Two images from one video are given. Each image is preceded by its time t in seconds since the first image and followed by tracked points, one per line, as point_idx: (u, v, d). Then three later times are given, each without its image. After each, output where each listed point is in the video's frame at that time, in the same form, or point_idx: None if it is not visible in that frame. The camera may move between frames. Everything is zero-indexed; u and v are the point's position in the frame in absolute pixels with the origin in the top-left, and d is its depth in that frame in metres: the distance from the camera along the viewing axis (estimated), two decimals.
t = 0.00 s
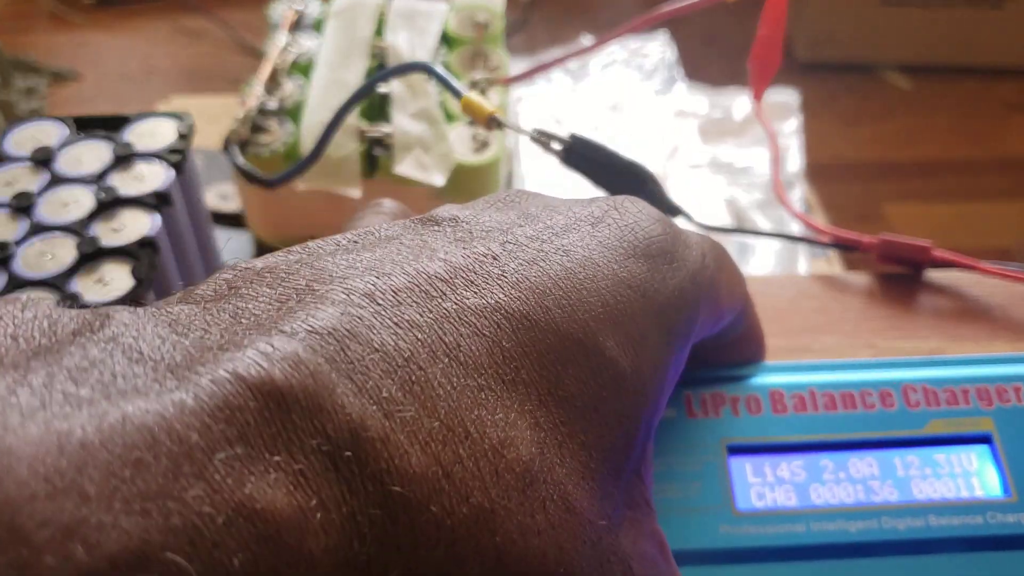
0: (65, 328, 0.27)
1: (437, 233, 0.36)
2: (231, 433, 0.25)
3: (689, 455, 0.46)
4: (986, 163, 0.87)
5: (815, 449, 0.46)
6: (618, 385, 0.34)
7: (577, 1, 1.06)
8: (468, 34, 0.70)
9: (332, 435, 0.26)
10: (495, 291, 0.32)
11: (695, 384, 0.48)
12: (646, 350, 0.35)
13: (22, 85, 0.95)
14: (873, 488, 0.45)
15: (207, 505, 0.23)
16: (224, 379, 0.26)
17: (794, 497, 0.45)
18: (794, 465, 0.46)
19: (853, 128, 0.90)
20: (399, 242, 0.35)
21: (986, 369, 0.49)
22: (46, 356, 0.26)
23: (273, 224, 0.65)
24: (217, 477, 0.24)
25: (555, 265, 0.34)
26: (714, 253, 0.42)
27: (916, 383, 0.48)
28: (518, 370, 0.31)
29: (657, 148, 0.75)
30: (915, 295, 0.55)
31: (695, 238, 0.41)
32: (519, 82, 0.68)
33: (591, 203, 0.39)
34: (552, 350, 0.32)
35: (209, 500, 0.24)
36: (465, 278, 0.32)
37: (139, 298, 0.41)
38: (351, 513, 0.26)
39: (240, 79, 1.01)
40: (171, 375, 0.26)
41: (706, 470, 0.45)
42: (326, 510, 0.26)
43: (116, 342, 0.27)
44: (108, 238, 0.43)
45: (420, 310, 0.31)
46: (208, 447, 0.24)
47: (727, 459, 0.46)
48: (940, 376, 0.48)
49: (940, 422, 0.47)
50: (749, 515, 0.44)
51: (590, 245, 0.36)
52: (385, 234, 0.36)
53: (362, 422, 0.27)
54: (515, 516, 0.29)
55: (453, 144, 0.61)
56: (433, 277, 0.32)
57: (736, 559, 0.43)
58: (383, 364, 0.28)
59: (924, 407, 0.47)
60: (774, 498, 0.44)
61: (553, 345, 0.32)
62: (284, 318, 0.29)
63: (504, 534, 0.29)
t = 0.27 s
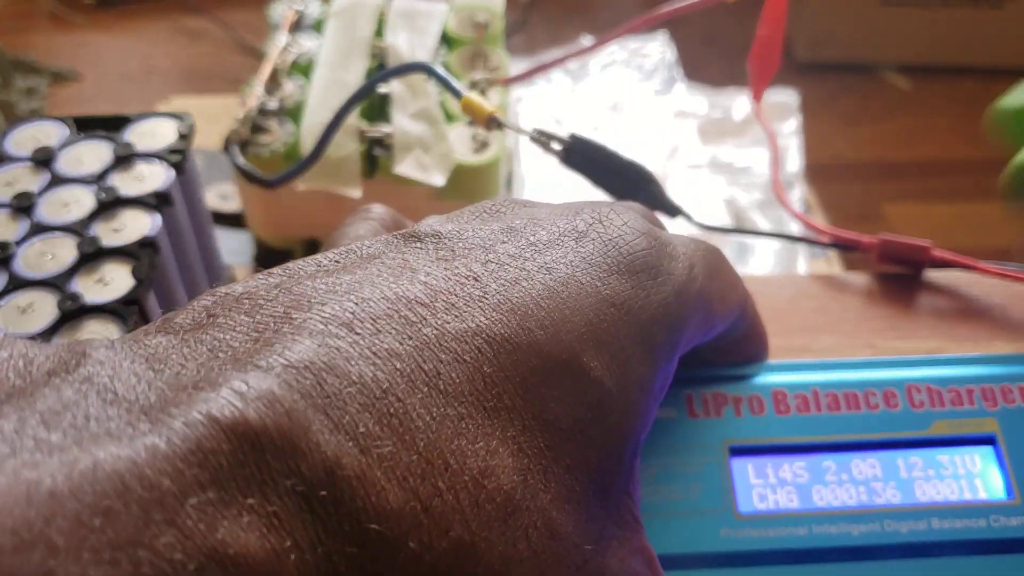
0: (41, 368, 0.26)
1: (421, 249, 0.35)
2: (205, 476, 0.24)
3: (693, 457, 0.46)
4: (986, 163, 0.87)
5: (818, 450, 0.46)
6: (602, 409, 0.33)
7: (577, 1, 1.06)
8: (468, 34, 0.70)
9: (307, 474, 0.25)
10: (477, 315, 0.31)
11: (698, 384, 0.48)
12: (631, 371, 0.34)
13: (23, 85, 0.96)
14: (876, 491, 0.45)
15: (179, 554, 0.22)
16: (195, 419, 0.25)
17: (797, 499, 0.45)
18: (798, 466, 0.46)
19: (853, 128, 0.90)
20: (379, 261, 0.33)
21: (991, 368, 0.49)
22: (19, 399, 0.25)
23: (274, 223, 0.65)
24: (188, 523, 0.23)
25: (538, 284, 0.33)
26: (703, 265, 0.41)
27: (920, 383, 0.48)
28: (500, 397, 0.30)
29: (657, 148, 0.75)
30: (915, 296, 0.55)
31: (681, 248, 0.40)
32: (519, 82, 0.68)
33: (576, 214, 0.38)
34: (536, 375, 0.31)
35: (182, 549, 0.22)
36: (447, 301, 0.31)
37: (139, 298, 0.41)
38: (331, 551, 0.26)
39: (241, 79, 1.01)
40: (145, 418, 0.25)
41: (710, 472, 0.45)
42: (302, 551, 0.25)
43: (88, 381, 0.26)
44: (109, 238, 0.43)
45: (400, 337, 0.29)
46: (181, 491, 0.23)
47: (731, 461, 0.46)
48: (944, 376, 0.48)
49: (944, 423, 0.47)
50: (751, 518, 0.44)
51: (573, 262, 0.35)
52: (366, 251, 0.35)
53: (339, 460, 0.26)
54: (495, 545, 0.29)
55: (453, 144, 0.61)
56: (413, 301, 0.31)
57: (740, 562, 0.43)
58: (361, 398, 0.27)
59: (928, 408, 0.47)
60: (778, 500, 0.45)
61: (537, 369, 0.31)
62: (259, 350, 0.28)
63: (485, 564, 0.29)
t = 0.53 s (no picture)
0: (31, 400, 0.26)
1: (416, 261, 0.33)
2: (190, 517, 0.23)
3: (693, 461, 0.43)
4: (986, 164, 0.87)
5: (824, 453, 0.43)
6: (602, 427, 0.31)
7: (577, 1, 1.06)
8: (468, 34, 0.70)
9: (296, 512, 0.25)
10: (473, 334, 0.29)
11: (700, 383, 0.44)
12: (635, 389, 0.33)
13: (24, 85, 0.96)
14: (883, 497, 0.42)
15: None
16: (183, 458, 0.24)
17: (801, 505, 0.42)
18: (802, 470, 0.43)
19: (854, 129, 0.90)
20: (375, 273, 0.32)
21: (1004, 369, 0.45)
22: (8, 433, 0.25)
23: (274, 223, 0.65)
24: (174, 568, 0.22)
25: (537, 298, 0.31)
26: (709, 269, 0.39)
27: (929, 384, 0.45)
28: (497, 422, 0.29)
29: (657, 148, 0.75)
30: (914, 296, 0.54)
31: (687, 252, 0.38)
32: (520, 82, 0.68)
33: (579, 219, 0.36)
34: (533, 398, 0.30)
35: None
36: (443, 320, 0.30)
37: (139, 297, 0.41)
38: None
39: (241, 80, 1.01)
40: (133, 455, 0.24)
41: (711, 477, 0.42)
42: None
43: (77, 413, 0.25)
44: (109, 238, 0.43)
45: (393, 362, 0.28)
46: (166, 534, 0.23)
47: (733, 465, 0.43)
48: (956, 376, 0.45)
49: (954, 426, 0.44)
50: (756, 525, 0.41)
51: (575, 272, 0.33)
52: (361, 260, 0.33)
53: (327, 498, 0.25)
54: None
55: (453, 144, 0.61)
56: (406, 321, 0.29)
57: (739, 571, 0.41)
58: (351, 430, 0.26)
59: (938, 411, 0.44)
60: (780, 506, 0.42)
61: (536, 391, 0.30)
62: (248, 379, 0.27)
63: None
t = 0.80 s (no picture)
0: (12, 456, 0.24)
1: (406, 286, 0.32)
2: None
3: (696, 465, 0.41)
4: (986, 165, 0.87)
5: (832, 459, 0.41)
6: (594, 460, 0.31)
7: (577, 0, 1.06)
8: (468, 34, 0.70)
9: (281, 568, 0.24)
10: (463, 369, 0.29)
11: (705, 385, 0.42)
12: (626, 417, 0.32)
13: (23, 84, 0.96)
14: (889, 504, 0.40)
15: None
16: (166, 517, 0.23)
17: (806, 513, 0.40)
18: (808, 476, 0.41)
19: (853, 129, 0.90)
20: (363, 302, 0.31)
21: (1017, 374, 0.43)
22: None
23: (274, 222, 0.65)
24: None
25: (530, 328, 0.31)
26: (706, 280, 0.38)
27: (941, 389, 0.43)
28: (486, 460, 0.29)
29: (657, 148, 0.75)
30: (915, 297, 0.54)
31: (684, 266, 0.37)
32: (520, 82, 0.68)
33: (573, 236, 0.35)
34: (524, 434, 0.29)
35: None
36: (434, 354, 0.29)
37: (139, 297, 0.41)
38: None
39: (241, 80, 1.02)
40: (115, 513, 0.23)
41: (715, 482, 0.41)
42: None
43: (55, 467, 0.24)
44: (109, 238, 0.43)
45: (381, 403, 0.27)
46: None
47: (737, 471, 0.41)
48: (968, 381, 0.43)
49: (965, 433, 0.42)
50: (761, 532, 0.40)
51: (569, 299, 0.33)
52: (350, 284, 0.33)
53: (314, 551, 0.25)
54: None
55: (453, 144, 0.61)
56: (395, 356, 0.29)
57: None
58: (339, 477, 0.26)
59: (948, 417, 0.42)
60: (784, 513, 0.40)
61: (526, 428, 0.30)
62: (233, 423, 0.26)
63: None
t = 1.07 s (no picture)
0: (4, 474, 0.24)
1: (402, 303, 0.33)
2: None
3: (696, 464, 0.41)
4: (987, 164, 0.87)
5: (830, 458, 0.41)
6: (591, 472, 0.31)
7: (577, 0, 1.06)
8: (468, 34, 0.70)
9: None
10: (460, 383, 0.29)
11: (705, 385, 0.42)
12: (624, 429, 0.32)
13: (23, 85, 0.96)
14: (887, 502, 0.40)
15: None
16: (160, 534, 0.22)
17: (804, 511, 0.40)
18: (806, 475, 0.41)
19: (854, 129, 0.90)
20: (359, 317, 0.31)
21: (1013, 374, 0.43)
22: None
23: (274, 222, 0.65)
24: None
25: (526, 341, 0.31)
26: (702, 292, 0.38)
27: (938, 388, 0.43)
28: (485, 473, 0.29)
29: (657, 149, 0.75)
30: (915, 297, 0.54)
31: (680, 278, 0.38)
32: (520, 82, 0.68)
33: (566, 251, 0.36)
34: (522, 446, 0.30)
35: None
36: (431, 368, 0.29)
37: (139, 297, 0.41)
38: None
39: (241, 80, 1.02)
40: (110, 532, 0.22)
41: (714, 481, 0.41)
42: None
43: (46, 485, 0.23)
44: (109, 238, 0.43)
45: (378, 417, 0.27)
46: None
47: (736, 469, 0.41)
48: (965, 380, 0.43)
49: (963, 432, 0.42)
50: (760, 530, 0.40)
51: (565, 313, 0.33)
52: (347, 301, 0.33)
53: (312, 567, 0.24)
54: None
55: (453, 143, 0.61)
56: (392, 371, 0.29)
57: None
58: (336, 492, 0.25)
59: (946, 416, 0.42)
60: (783, 511, 0.40)
61: (523, 440, 0.30)
62: (231, 440, 0.26)
63: None
